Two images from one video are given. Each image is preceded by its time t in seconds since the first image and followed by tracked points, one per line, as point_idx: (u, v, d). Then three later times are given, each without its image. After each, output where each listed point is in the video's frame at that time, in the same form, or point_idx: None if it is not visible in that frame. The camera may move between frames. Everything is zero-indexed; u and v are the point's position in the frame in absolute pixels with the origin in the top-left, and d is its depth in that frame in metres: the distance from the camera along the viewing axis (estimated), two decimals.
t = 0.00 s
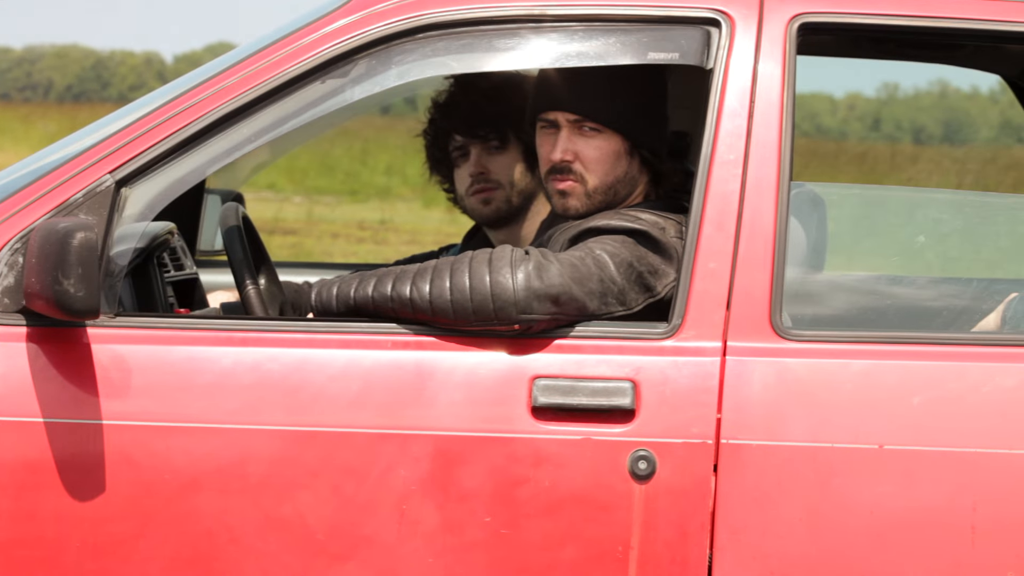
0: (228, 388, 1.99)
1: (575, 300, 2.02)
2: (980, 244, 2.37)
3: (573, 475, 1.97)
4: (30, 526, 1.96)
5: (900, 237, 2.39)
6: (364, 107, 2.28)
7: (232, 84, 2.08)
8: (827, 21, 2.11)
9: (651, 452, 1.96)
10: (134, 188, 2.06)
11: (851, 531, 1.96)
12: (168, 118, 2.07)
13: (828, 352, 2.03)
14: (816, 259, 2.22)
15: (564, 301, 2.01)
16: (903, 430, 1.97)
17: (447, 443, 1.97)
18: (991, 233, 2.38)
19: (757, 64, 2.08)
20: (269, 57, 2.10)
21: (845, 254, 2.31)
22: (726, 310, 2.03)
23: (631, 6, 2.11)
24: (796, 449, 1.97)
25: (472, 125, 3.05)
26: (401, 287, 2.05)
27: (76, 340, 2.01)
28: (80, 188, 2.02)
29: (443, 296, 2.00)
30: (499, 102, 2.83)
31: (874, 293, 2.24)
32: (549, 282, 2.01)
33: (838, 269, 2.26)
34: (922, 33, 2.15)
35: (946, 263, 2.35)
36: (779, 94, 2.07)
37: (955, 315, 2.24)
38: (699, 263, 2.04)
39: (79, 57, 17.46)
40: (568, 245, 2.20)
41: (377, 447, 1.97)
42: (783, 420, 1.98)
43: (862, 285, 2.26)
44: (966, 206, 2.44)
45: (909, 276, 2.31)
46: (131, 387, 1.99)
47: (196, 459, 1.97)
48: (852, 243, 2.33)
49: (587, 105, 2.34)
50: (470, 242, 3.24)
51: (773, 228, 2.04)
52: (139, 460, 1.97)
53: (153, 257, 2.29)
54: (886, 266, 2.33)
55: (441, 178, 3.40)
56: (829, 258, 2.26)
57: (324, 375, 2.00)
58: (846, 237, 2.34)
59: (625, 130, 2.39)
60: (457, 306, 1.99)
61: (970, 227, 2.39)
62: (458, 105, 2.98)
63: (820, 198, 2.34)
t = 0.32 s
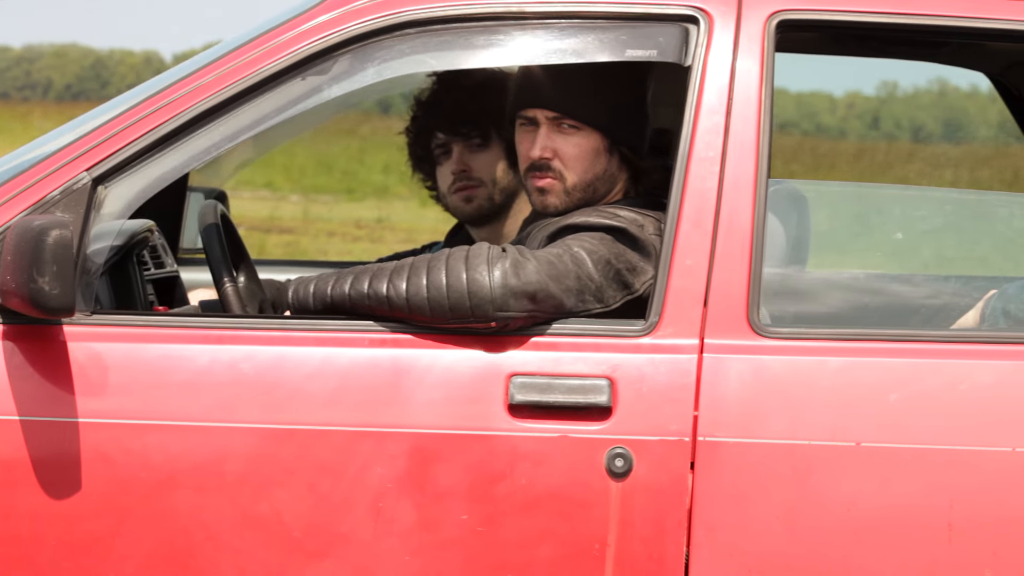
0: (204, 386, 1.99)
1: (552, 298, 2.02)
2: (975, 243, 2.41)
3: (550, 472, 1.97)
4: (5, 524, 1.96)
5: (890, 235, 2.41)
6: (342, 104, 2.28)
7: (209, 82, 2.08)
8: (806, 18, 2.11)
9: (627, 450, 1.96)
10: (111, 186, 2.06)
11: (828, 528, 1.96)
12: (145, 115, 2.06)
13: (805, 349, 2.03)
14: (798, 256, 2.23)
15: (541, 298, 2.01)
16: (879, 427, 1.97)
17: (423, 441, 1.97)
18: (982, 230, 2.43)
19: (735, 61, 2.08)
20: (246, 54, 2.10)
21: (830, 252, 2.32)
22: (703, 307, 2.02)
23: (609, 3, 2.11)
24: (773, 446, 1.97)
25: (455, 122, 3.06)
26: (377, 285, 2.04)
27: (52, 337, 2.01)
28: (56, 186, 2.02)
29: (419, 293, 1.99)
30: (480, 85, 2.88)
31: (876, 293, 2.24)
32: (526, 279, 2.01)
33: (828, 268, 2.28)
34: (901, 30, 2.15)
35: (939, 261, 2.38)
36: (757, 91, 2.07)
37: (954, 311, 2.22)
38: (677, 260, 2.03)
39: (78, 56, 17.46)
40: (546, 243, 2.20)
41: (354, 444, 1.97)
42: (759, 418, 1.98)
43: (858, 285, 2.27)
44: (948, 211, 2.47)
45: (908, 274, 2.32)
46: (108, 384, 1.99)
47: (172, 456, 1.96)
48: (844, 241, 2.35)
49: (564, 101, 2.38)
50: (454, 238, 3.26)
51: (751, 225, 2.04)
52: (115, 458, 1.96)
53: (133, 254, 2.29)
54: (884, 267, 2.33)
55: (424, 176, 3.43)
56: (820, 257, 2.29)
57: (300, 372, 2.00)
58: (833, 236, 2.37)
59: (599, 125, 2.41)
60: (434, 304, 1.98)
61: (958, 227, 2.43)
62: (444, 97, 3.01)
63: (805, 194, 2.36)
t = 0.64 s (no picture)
0: (175, 383, 1.99)
1: (525, 294, 2.02)
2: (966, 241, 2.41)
3: (522, 469, 1.96)
4: None
5: (868, 229, 2.41)
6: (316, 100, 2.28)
7: (181, 79, 2.07)
8: (780, 14, 2.11)
9: (599, 446, 1.96)
10: (83, 183, 2.05)
11: (800, 525, 1.95)
12: (118, 112, 2.06)
13: (778, 345, 2.03)
14: (779, 250, 2.24)
15: (513, 295, 2.00)
16: (852, 423, 1.97)
17: (395, 438, 1.97)
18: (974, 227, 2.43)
19: (709, 56, 2.08)
20: (219, 51, 2.09)
21: (818, 251, 2.30)
22: (676, 303, 2.02)
23: None
24: (746, 442, 1.97)
25: (432, 119, 3.07)
26: (350, 282, 2.04)
27: (24, 335, 2.01)
28: (28, 183, 2.01)
29: (391, 290, 1.99)
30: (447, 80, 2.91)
31: (872, 288, 2.25)
32: (498, 276, 2.01)
33: (825, 263, 2.28)
34: (874, 25, 2.15)
35: (933, 258, 2.35)
36: (731, 87, 2.07)
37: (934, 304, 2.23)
38: (650, 256, 2.03)
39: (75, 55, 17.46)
40: (520, 238, 2.20)
41: (325, 441, 1.97)
42: (732, 414, 1.97)
43: (853, 280, 2.27)
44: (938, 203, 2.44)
45: (902, 269, 2.31)
46: (80, 381, 1.99)
47: (144, 454, 1.96)
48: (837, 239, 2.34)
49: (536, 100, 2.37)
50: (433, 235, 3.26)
51: (724, 222, 2.04)
52: (86, 455, 1.96)
53: (108, 251, 2.29)
54: (876, 262, 2.33)
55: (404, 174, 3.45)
56: (815, 254, 2.29)
57: (272, 369, 2.00)
58: (816, 233, 2.36)
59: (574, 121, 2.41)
60: (406, 301, 1.98)
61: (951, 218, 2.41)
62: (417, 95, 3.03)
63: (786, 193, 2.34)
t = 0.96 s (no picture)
0: (144, 379, 1.99)
1: (495, 289, 2.01)
2: (961, 238, 2.38)
3: (492, 464, 1.96)
4: None
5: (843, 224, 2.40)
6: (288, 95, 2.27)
7: (151, 74, 2.07)
8: (751, 9, 2.11)
9: (570, 441, 1.96)
10: (52, 179, 2.05)
11: (770, 520, 1.95)
12: (87, 108, 2.06)
13: (748, 341, 2.03)
14: (757, 244, 2.24)
15: (483, 290, 2.00)
16: (823, 418, 1.97)
17: (365, 434, 1.96)
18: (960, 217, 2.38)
19: (680, 50, 2.08)
20: (189, 46, 2.09)
21: (801, 248, 2.31)
22: (646, 298, 2.02)
23: None
24: (716, 437, 1.96)
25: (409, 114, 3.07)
26: (319, 277, 2.03)
27: None
28: None
29: (361, 286, 1.99)
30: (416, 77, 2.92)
31: (864, 282, 2.23)
32: (468, 271, 2.00)
33: (818, 260, 2.28)
34: (845, 19, 2.15)
35: (926, 254, 2.34)
36: (702, 82, 2.06)
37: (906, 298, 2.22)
38: (620, 251, 2.03)
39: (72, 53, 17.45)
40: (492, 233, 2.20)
41: (294, 437, 1.96)
42: (702, 410, 1.97)
43: (853, 276, 2.26)
44: (926, 192, 2.40)
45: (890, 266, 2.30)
46: (49, 377, 1.98)
47: (113, 450, 1.96)
48: (828, 235, 2.33)
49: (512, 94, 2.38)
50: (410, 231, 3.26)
51: (694, 217, 2.03)
52: (55, 452, 1.95)
53: (81, 247, 2.29)
54: (868, 258, 2.32)
55: (381, 169, 3.45)
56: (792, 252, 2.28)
57: (242, 365, 2.00)
58: (798, 228, 2.34)
59: (546, 115, 2.41)
60: (375, 296, 1.98)
61: (937, 213, 2.38)
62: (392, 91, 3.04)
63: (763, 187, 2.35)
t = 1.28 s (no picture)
0: (108, 374, 1.98)
1: (460, 283, 2.01)
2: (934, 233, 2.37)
3: (457, 458, 1.96)
4: None
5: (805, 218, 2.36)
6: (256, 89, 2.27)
7: (118, 68, 2.07)
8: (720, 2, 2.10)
9: (534, 436, 1.96)
10: (17, 173, 2.05)
11: (735, 515, 1.95)
12: (52, 102, 2.06)
13: (714, 334, 2.02)
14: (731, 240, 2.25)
15: (448, 284, 2.00)
16: (789, 413, 1.96)
17: (329, 428, 1.96)
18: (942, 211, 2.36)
19: (647, 43, 2.07)
20: (155, 41, 2.09)
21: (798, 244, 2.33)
22: (612, 291, 2.02)
23: None
24: (681, 431, 1.96)
25: (382, 109, 3.08)
26: (285, 271, 2.03)
27: None
28: None
29: (325, 280, 1.98)
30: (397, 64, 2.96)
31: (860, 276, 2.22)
32: (434, 265, 2.00)
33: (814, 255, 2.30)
34: (814, 13, 2.14)
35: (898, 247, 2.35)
36: (669, 75, 2.06)
37: (872, 293, 2.18)
38: (586, 246, 2.03)
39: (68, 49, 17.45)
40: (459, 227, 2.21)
41: (258, 432, 1.96)
42: (667, 404, 1.97)
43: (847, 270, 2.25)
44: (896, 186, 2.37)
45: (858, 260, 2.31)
46: (14, 372, 1.98)
47: (77, 445, 1.95)
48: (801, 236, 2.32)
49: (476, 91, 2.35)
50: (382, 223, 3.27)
51: (660, 210, 2.03)
52: (20, 447, 1.95)
53: (50, 243, 2.29)
54: (837, 253, 2.32)
55: (354, 164, 3.46)
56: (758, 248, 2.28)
57: (206, 359, 2.00)
58: (784, 222, 2.35)
59: (513, 110, 2.40)
60: (340, 290, 1.97)
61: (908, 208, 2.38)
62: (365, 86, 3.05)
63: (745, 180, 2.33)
